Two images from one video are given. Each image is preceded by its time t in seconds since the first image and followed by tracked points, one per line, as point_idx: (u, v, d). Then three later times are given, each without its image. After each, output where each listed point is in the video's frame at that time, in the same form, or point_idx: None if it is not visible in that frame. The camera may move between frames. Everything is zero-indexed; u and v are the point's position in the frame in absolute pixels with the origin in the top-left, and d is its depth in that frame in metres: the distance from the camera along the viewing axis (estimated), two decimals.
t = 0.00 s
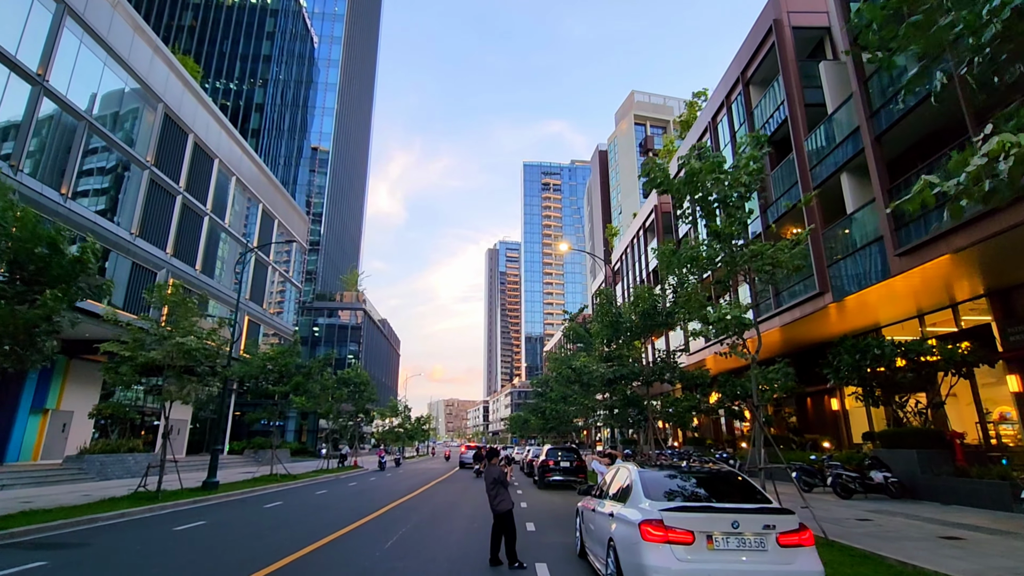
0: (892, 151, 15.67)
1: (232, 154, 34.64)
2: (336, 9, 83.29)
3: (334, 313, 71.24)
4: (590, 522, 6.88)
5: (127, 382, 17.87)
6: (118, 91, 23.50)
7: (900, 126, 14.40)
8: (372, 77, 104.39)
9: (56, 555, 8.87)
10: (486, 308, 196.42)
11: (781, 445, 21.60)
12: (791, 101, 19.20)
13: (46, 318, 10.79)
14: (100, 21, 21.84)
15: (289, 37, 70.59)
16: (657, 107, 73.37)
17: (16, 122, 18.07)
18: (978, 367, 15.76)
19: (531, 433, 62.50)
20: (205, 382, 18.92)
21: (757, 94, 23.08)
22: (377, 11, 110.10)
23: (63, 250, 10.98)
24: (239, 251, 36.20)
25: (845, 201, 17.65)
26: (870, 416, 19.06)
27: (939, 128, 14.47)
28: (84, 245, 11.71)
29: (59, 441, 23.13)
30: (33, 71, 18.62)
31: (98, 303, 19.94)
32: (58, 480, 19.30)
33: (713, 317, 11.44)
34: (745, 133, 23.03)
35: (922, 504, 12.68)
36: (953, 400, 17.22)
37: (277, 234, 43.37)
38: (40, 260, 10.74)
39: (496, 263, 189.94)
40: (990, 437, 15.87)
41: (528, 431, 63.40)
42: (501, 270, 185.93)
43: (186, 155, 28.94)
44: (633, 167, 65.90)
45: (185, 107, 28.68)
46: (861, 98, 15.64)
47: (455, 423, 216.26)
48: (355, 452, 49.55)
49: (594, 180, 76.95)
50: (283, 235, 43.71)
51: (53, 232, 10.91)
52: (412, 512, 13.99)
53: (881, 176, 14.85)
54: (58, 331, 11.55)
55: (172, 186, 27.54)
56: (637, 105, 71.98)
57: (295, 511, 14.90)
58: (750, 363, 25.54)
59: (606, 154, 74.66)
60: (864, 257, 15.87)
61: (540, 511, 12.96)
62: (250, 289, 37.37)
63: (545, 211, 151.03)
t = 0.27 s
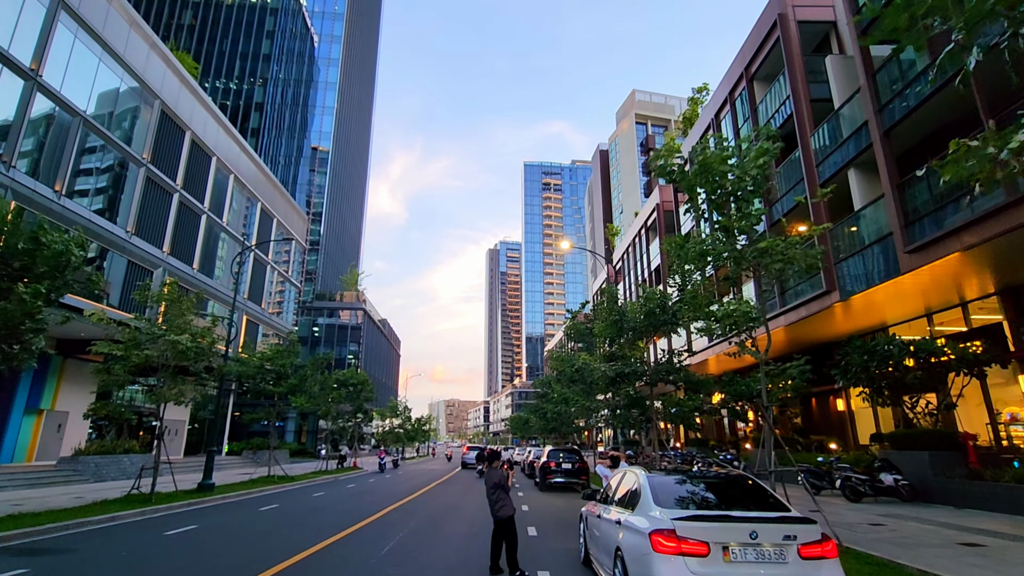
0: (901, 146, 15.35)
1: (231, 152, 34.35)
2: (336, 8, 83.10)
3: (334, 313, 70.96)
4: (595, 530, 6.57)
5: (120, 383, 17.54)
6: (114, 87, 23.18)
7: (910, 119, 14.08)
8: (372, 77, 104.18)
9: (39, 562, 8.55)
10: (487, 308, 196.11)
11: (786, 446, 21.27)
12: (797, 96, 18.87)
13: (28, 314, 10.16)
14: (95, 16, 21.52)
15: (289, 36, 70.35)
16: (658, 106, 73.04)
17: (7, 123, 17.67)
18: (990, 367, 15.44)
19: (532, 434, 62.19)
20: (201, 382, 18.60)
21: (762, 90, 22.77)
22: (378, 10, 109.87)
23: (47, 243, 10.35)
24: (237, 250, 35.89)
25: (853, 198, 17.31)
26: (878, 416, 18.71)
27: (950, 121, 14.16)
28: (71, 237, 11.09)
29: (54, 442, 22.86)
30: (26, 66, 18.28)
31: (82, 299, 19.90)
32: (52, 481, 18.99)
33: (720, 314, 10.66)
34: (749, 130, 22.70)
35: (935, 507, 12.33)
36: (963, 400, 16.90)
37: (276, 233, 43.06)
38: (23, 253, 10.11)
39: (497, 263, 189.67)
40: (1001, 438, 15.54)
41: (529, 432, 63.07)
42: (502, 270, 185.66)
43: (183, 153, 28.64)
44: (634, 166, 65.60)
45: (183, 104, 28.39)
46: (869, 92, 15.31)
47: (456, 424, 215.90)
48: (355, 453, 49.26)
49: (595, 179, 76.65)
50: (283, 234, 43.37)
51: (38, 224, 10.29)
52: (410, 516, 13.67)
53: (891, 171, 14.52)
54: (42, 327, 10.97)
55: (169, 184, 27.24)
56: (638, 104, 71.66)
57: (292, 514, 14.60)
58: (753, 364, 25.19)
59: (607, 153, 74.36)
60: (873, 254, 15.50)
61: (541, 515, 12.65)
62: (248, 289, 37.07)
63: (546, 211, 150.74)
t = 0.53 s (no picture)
0: (910, 140, 15.08)
1: (229, 150, 34.07)
2: (336, 8, 82.95)
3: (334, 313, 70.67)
4: (603, 532, 6.30)
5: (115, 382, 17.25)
6: (110, 83, 22.90)
7: (919, 112, 13.82)
8: (371, 76, 104.02)
9: (25, 565, 8.28)
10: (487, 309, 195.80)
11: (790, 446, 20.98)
12: (802, 90, 18.57)
13: (16, 308, 9.91)
14: (91, 11, 21.24)
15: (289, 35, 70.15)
16: (658, 105, 72.80)
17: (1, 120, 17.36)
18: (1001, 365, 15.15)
19: (533, 435, 61.92)
20: (197, 381, 18.33)
21: (766, 86, 22.48)
22: (377, 10, 109.74)
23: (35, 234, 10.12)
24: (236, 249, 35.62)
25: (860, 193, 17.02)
26: (884, 415, 18.44)
27: (960, 113, 13.89)
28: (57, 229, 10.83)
29: (49, 442, 22.61)
30: (20, 60, 18.01)
31: (74, 296, 19.72)
32: (47, 482, 18.73)
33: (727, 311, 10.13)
34: (753, 126, 22.41)
35: (947, 508, 12.05)
36: (972, 399, 16.61)
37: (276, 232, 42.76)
38: (10, 244, 9.82)
39: (497, 263, 189.42)
40: (1012, 437, 15.26)
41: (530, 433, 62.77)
42: (502, 271, 185.39)
43: (181, 150, 28.37)
44: (635, 166, 65.34)
45: (180, 101, 28.12)
46: (877, 85, 15.04)
47: (455, 424, 215.55)
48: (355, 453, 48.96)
49: (595, 179, 76.40)
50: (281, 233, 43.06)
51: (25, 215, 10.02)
52: (410, 517, 13.39)
53: (900, 164, 14.25)
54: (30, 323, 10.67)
55: (166, 181, 26.98)
56: (639, 103, 71.45)
57: (288, 515, 14.32)
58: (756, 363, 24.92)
59: (608, 153, 74.12)
60: (881, 250, 15.22)
61: (544, 516, 12.36)
62: (247, 288, 36.78)
63: (546, 211, 150.53)
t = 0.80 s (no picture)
0: (920, 135, 14.80)
1: (228, 148, 33.78)
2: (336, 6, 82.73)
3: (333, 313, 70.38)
4: (612, 537, 6.01)
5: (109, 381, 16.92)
6: (107, 78, 22.59)
7: (930, 106, 13.53)
8: (371, 75, 103.80)
9: (11, 570, 8.01)
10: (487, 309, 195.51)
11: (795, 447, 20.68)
12: (808, 86, 18.28)
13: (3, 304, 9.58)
14: (87, 5, 20.93)
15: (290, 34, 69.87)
16: (659, 105, 72.57)
17: None
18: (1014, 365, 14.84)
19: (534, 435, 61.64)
20: (194, 380, 18.02)
21: (770, 82, 22.29)
22: (377, 9, 109.50)
23: (20, 227, 9.86)
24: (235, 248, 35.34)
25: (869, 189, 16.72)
26: (892, 416, 18.14)
27: (972, 107, 13.60)
28: (45, 223, 10.56)
29: (44, 442, 22.31)
30: (14, 54, 17.68)
31: (67, 294, 19.51)
32: (41, 483, 18.46)
33: (744, 305, 9.61)
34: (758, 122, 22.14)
35: (960, 511, 11.76)
36: (983, 400, 16.30)
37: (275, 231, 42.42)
38: None
39: (497, 263, 189.13)
40: None
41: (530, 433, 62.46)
42: (502, 271, 185.11)
43: (178, 147, 28.08)
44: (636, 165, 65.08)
45: (178, 97, 27.81)
46: (886, 79, 14.76)
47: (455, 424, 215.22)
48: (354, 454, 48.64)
49: (596, 178, 76.12)
50: (281, 232, 42.80)
51: (10, 208, 9.75)
52: (410, 519, 13.11)
53: (910, 160, 13.97)
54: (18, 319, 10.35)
55: (164, 178, 26.69)
56: (640, 103, 71.20)
57: (286, 517, 14.03)
58: (760, 363, 24.61)
59: (608, 152, 73.86)
60: (891, 247, 14.93)
61: (547, 519, 12.07)
62: (245, 287, 36.48)
63: (546, 211, 150.29)
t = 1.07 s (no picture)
0: (928, 130, 14.54)
1: (226, 146, 33.52)
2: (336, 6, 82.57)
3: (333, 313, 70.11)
4: (621, 542, 5.75)
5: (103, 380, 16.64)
6: (103, 74, 22.31)
7: (940, 100, 13.27)
8: (371, 75, 103.63)
9: None
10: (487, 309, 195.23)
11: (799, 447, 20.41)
12: (813, 81, 18.04)
13: None
14: None
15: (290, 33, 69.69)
16: (660, 105, 72.38)
17: None
18: None
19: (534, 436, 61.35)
20: (189, 379, 17.77)
21: (774, 79, 22.05)
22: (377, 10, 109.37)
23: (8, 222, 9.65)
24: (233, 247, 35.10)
25: (876, 186, 16.46)
26: (898, 416, 17.88)
27: (981, 101, 13.35)
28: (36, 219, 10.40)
29: (40, 443, 22.06)
30: (8, 49, 17.40)
31: (65, 293, 19.29)
32: (36, 484, 18.20)
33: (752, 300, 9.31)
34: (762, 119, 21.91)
35: (972, 514, 11.49)
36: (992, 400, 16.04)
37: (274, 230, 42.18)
38: None
39: (497, 264, 188.90)
40: None
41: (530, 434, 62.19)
42: (502, 271, 184.87)
43: (176, 145, 27.82)
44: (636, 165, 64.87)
45: (175, 94, 27.55)
46: (894, 73, 14.49)
47: (455, 425, 214.90)
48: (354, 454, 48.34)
49: (596, 178, 75.89)
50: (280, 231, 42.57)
51: None
52: (409, 521, 12.86)
53: (919, 156, 13.71)
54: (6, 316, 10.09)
55: (161, 176, 26.45)
56: (640, 102, 71.02)
57: (282, 519, 13.74)
58: (763, 363, 24.34)
59: (608, 152, 73.64)
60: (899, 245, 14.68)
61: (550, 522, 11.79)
62: (244, 286, 36.22)
63: (546, 211, 150.09)
